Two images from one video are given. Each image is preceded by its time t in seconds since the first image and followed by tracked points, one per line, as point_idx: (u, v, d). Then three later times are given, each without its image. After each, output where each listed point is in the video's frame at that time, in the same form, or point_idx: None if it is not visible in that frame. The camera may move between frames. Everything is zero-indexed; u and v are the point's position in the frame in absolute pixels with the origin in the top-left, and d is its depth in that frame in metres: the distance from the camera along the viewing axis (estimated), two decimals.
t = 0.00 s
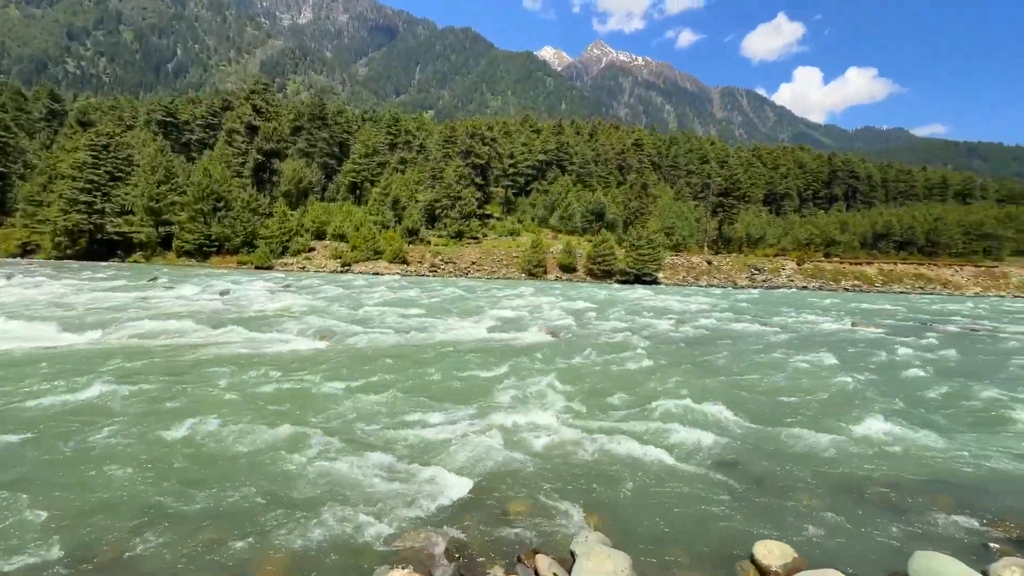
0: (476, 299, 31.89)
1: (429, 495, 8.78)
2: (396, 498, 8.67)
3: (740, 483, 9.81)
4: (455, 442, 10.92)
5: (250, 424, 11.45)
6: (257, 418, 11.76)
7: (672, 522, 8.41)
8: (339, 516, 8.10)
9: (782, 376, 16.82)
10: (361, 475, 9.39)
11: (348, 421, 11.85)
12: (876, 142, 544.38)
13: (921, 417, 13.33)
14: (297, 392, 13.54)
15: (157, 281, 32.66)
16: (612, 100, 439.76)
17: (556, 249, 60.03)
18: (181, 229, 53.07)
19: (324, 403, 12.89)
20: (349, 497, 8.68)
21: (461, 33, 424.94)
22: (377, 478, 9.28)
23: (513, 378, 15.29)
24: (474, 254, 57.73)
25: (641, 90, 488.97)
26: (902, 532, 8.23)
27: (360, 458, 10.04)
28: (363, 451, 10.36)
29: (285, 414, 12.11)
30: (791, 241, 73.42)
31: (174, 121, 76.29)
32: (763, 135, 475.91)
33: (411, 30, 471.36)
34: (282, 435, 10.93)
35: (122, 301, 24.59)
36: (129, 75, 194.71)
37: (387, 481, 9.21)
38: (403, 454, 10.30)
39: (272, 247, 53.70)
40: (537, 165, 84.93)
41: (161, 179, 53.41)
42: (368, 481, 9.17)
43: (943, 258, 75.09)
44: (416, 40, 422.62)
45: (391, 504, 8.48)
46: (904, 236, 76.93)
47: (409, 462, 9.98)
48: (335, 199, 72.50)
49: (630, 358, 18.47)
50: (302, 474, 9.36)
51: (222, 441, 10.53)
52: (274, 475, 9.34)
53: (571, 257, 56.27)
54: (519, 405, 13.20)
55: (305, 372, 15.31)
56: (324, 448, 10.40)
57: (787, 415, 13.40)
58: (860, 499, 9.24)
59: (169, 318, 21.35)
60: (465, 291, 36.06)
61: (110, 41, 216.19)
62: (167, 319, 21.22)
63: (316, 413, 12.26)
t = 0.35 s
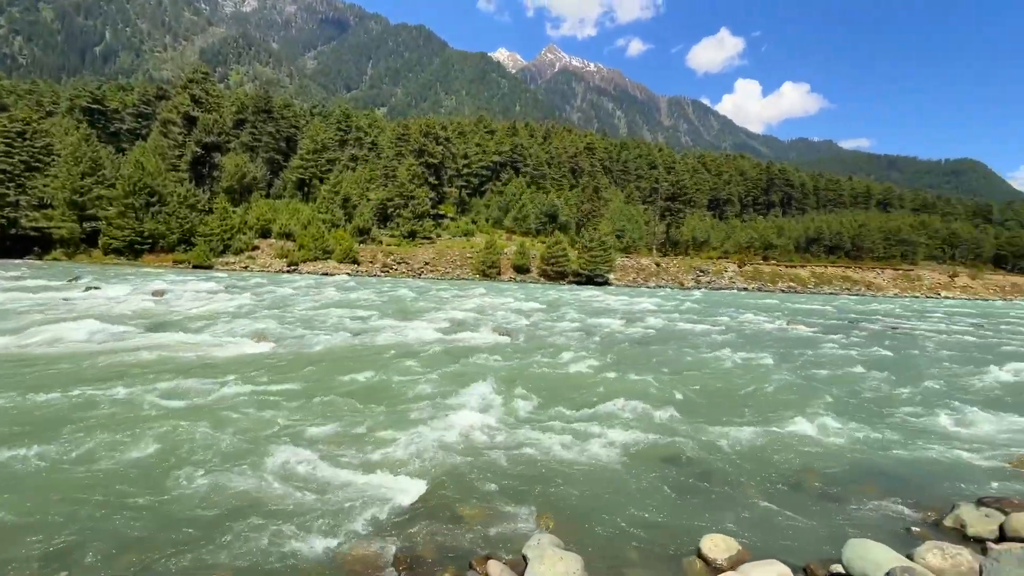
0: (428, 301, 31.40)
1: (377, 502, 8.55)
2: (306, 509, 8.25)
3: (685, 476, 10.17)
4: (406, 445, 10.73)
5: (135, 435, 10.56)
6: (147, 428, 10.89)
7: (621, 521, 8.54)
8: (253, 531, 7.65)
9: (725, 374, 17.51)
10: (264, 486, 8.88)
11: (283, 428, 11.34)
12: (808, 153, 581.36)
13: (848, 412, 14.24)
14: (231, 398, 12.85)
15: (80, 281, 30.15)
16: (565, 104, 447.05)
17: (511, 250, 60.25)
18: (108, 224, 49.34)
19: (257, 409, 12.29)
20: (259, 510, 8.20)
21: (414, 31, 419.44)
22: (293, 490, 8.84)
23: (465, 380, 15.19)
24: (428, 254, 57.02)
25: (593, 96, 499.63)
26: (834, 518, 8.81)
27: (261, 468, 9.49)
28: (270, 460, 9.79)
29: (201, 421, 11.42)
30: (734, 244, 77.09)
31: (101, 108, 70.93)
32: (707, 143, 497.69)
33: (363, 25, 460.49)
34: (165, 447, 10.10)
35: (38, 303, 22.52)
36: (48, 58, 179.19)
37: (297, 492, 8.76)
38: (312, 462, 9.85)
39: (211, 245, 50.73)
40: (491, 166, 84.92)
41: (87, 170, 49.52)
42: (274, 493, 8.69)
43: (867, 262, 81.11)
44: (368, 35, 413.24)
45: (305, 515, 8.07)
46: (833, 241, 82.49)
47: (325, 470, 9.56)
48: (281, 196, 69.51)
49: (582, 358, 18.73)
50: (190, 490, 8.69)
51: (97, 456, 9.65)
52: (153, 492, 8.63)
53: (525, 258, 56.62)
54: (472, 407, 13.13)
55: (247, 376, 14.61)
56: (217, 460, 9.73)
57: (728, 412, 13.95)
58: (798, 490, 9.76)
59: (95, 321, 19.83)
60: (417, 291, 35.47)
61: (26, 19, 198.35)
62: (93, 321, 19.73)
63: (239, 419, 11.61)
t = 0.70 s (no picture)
0: (376, 301, 30.72)
1: (322, 511, 8.33)
2: (236, 525, 7.82)
3: (631, 470, 10.53)
4: (354, 450, 10.51)
5: (43, 451, 9.76)
6: (60, 442, 10.14)
7: (573, 517, 8.69)
8: (178, 553, 7.15)
9: (669, 371, 18.18)
10: (196, 500, 8.44)
11: (222, 437, 10.82)
12: (746, 162, 614.60)
13: (780, 403, 15.17)
14: (167, 407, 12.21)
15: None
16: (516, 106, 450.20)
17: (462, 251, 59.94)
18: (20, 220, 45.13)
19: (196, 418, 11.71)
20: (186, 528, 7.73)
21: (363, 25, 408.97)
22: (231, 502, 8.46)
23: (416, 382, 15.01)
24: (377, 254, 55.69)
25: (544, 99, 505.84)
26: (766, 505, 9.40)
27: (188, 482, 9.00)
28: (199, 473, 9.28)
29: (127, 432, 10.78)
30: (678, 247, 80.29)
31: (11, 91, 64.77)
32: (653, 148, 515.67)
33: (308, 16, 444.47)
34: (80, 462, 9.44)
35: None
36: None
37: (228, 505, 8.32)
38: (248, 473, 9.43)
39: (139, 243, 47.34)
40: (442, 166, 84.18)
41: None
42: (208, 507, 8.26)
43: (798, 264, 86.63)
44: (313, 27, 399.47)
45: (236, 531, 7.66)
46: (768, 244, 87.51)
47: (262, 481, 9.16)
48: (219, 192, 65.90)
49: (532, 357, 18.91)
50: (104, 509, 8.11)
51: (7, 473, 8.94)
52: (70, 511, 8.06)
53: (476, 259, 56.53)
54: (423, 409, 12.99)
55: (180, 383, 13.80)
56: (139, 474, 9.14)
57: (673, 406, 14.52)
58: (738, 480, 10.29)
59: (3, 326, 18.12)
60: (365, 292, 34.67)
61: None
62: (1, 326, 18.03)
63: (170, 430, 11.01)
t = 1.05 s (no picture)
0: (322, 302, 29.65)
1: (268, 523, 7.93)
2: (155, 543, 7.27)
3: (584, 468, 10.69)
4: (301, 458, 10.09)
5: None
6: None
7: (526, 516, 8.73)
8: None
9: (619, 370, 18.66)
10: (124, 518, 7.83)
11: (151, 448, 10.17)
12: (688, 167, 641.29)
13: (722, 399, 15.89)
14: (88, 418, 11.29)
15: None
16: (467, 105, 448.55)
17: (413, 250, 59.02)
18: None
19: (122, 428, 10.93)
20: (111, 549, 7.12)
21: (307, 16, 394.31)
22: (165, 518, 7.90)
23: (367, 386, 14.62)
24: (323, 253, 53.78)
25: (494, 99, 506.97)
26: (712, 496, 9.79)
27: (109, 498, 8.34)
28: (116, 489, 8.59)
29: (38, 448, 9.85)
30: (625, 248, 82.72)
31: None
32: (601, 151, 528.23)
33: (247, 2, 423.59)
34: None
35: None
36: None
37: (153, 523, 7.75)
38: (174, 486, 8.83)
39: (54, 239, 43.29)
40: (392, 164, 82.51)
41: None
42: (137, 525, 7.66)
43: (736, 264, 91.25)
44: (254, 14, 381.31)
45: (150, 552, 7.06)
46: (708, 245, 91.69)
47: (188, 494, 8.60)
48: (148, 185, 61.49)
49: (485, 358, 18.87)
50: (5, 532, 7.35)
51: None
52: None
53: (428, 258, 55.81)
54: (374, 413, 12.66)
55: (105, 393, 12.74)
56: (50, 493, 8.38)
57: (622, 405, 14.89)
58: (686, 473, 10.68)
59: None
60: (310, 292, 33.43)
61: None
62: None
63: (86, 443, 10.17)
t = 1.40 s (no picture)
0: (266, 302, 28.34)
1: (216, 535, 7.58)
2: (91, 563, 6.80)
3: (542, 465, 10.84)
4: (251, 465, 9.71)
5: None
6: None
7: (486, 516, 8.77)
8: None
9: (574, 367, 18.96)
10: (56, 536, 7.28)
11: (85, 460, 9.50)
12: (638, 169, 660.29)
13: (672, 393, 16.50)
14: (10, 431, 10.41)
15: None
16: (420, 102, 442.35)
17: (365, 248, 57.58)
18: None
19: (50, 440, 10.14)
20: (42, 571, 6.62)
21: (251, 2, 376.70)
22: (102, 534, 7.40)
23: (319, 388, 14.20)
24: (269, 251, 51.51)
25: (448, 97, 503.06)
26: (665, 488, 10.17)
27: (39, 515, 7.74)
28: (38, 505, 7.94)
29: None
30: (579, 248, 84.13)
31: None
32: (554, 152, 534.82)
33: None
34: None
35: None
36: None
37: (88, 541, 7.24)
38: (107, 501, 8.27)
39: None
40: (342, 160, 80.13)
41: None
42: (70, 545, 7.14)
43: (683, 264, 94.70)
44: None
45: (76, 574, 6.57)
46: (657, 246, 94.72)
47: (124, 509, 8.08)
48: (72, 176, 56.88)
49: (441, 358, 18.71)
50: None
51: None
52: None
53: (381, 257, 54.62)
54: (327, 416, 12.34)
55: (27, 404, 11.71)
56: None
57: (578, 401, 15.20)
58: (640, 467, 11.02)
59: None
60: (254, 292, 31.93)
61: None
62: None
63: (4, 458, 9.35)
